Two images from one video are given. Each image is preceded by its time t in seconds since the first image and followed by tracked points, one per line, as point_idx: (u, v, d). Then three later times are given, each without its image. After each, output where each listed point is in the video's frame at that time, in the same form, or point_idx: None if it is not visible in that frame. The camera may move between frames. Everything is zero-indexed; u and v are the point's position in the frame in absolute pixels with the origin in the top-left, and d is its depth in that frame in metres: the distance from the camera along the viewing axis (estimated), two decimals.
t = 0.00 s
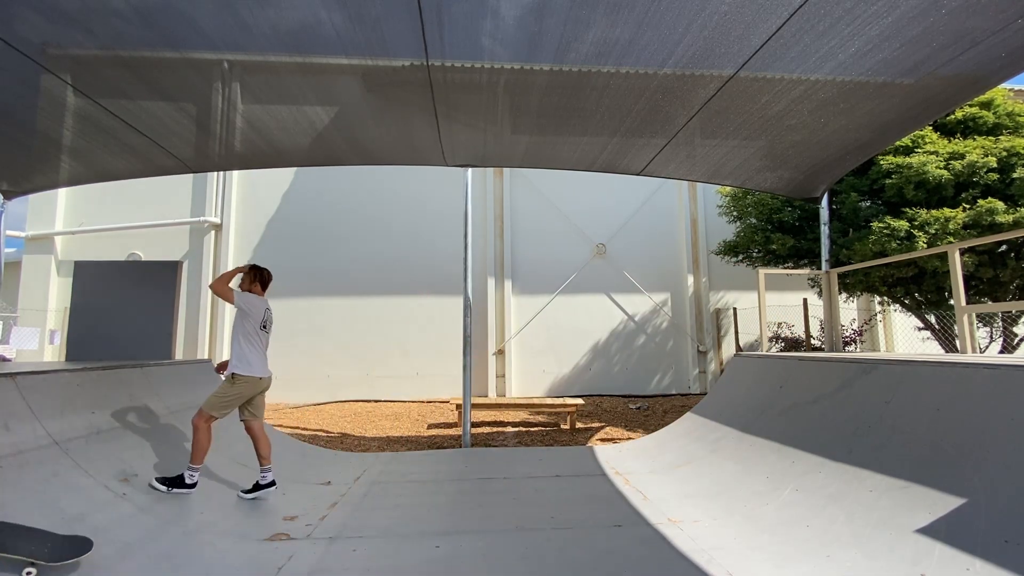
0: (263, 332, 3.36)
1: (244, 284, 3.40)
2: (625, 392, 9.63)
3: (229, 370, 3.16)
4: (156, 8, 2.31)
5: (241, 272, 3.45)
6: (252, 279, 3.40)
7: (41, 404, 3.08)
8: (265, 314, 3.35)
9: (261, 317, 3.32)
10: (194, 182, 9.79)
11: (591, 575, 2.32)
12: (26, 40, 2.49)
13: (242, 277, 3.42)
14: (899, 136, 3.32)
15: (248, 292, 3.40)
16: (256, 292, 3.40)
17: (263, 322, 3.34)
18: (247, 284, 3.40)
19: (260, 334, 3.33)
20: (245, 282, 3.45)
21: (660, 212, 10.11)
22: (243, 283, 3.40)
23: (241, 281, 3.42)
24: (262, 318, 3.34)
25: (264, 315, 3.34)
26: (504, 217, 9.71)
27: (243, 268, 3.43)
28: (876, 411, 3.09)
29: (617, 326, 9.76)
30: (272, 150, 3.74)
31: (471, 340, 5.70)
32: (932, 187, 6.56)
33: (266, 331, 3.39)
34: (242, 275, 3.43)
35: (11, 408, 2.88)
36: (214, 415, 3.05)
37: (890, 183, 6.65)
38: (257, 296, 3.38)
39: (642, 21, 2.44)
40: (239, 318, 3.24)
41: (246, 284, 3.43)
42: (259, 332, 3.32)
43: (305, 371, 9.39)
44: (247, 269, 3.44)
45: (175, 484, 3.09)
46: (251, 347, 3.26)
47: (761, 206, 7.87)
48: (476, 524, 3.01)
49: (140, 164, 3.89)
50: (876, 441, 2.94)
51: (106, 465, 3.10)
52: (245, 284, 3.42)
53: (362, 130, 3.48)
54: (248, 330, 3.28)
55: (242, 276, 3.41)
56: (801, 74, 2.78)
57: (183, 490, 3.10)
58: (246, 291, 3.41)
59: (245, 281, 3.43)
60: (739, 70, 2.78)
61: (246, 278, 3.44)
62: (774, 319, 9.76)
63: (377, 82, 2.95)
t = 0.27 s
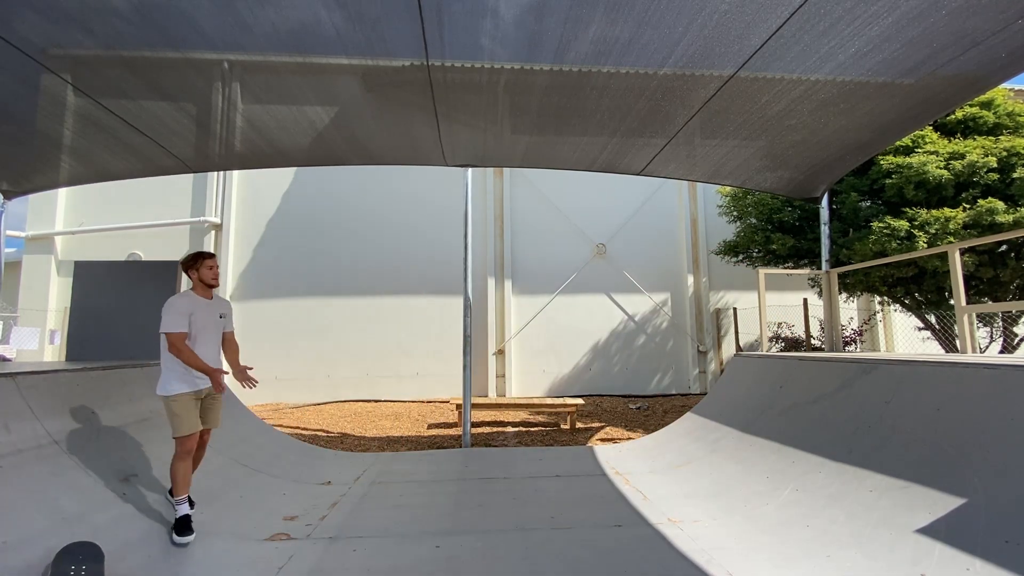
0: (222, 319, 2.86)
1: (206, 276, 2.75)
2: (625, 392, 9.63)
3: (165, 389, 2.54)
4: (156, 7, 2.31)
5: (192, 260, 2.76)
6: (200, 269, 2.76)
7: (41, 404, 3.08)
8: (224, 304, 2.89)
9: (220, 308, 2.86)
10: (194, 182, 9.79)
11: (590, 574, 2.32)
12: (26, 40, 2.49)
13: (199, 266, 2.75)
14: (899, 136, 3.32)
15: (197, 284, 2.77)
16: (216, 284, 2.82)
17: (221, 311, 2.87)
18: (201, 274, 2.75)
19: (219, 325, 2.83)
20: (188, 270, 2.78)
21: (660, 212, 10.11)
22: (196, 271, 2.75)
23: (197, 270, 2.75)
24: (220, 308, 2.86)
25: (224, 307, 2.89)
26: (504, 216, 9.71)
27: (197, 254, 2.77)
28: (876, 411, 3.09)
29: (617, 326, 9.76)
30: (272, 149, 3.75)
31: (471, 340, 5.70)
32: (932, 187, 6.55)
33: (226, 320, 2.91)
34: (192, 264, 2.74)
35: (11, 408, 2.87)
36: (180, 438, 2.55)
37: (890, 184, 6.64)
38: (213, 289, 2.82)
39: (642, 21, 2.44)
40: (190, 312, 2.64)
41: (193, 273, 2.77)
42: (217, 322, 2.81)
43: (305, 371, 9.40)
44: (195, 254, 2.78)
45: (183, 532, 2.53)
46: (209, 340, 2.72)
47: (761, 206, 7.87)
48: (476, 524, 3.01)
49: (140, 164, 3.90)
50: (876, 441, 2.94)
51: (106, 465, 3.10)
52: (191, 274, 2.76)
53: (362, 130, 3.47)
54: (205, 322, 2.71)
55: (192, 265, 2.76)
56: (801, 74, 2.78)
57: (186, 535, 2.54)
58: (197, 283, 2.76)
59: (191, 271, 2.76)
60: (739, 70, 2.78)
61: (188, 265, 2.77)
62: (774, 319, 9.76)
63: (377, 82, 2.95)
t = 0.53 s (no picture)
0: (235, 340, 2.57)
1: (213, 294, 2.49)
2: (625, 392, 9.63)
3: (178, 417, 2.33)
4: (155, 7, 2.30)
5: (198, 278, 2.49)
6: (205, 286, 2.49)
7: (41, 404, 3.08)
8: (235, 322, 2.59)
9: (232, 327, 2.57)
10: (194, 182, 9.79)
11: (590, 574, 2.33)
12: (26, 39, 2.49)
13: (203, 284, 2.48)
14: (899, 136, 3.32)
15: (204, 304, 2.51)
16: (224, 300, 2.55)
17: (235, 329, 2.59)
18: (205, 293, 2.48)
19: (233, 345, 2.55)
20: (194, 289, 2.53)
21: (660, 212, 10.11)
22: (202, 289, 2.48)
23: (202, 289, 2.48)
24: (233, 327, 2.58)
25: (237, 326, 2.61)
26: (504, 216, 9.71)
27: (204, 272, 2.49)
28: (876, 411, 3.09)
29: (617, 326, 9.76)
30: (272, 150, 3.75)
31: (471, 340, 5.70)
32: (932, 187, 6.55)
33: (242, 338, 2.62)
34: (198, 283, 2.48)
35: (10, 408, 2.87)
36: (204, 464, 2.34)
37: (890, 184, 6.64)
38: (222, 306, 2.56)
39: (642, 21, 2.44)
40: (198, 330, 2.41)
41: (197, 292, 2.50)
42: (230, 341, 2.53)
43: (305, 371, 9.39)
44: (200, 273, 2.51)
45: (219, 550, 2.37)
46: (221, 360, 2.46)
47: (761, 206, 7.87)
48: (476, 524, 3.01)
49: (140, 164, 3.89)
50: (876, 441, 2.94)
51: (106, 465, 3.10)
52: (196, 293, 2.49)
53: (362, 130, 3.47)
54: (214, 342, 2.45)
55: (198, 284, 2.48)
56: (801, 74, 2.78)
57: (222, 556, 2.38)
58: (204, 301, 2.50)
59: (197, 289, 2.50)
60: (739, 70, 2.78)
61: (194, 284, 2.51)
62: (774, 319, 9.76)
63: (377, 82, 2.95)
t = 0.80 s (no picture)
0: (248, 336, 2.41)
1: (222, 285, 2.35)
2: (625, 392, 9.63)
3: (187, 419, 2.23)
4: (155, 7, 2.30)
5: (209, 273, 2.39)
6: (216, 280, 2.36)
7: (41, 404, 3.07)
8: (249, 317, 2.44)
9: (244, 322, 2.42)
10: (193, 182, 9.79)
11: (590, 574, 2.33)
12: (26, 39, 2.48)
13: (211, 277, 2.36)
14: (899, 136, 3.32)
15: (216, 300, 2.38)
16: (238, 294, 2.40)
17: (248, 325, 2.43)
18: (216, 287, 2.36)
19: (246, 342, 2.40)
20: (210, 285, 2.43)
21: (660, 212, 10.11)
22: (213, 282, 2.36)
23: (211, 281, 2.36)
24: (246, 323, 2.42)
25: (251, 323, 2.44)
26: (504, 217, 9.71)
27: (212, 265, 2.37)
28: (876, 411, 3.09)
29: (617, 326, 9.76)
30: (272, 150, 3.75)
31: (471, 340, 5.70)
32: (932, 187, 6.55)
33: (258, 335, 2.45)
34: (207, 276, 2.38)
35: (10, 408, 2.87)
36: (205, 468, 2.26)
37: (890, 184, 6.64)
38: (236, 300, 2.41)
39: (642, 21, 2.44)
40: (207, 327, 2.28)
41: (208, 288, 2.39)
42: (242, 338, 2.38)
43: (305, 371, 9.39)
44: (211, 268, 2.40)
45: (217, 551, 2.36)
46: (233, 357, 2.33)
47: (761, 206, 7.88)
48: (475, 524, 3.01)
49: (140, 164, 3.89)
50: (877, 441, 2.94)
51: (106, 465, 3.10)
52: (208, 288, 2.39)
53: (362, 130, 3.47)
54: (225, 339, 2.31)
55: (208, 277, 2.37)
56: (801, 74, 2.78)
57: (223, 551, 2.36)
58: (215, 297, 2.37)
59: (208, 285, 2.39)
60: (739, 70, 2.78)
61: (208, 278, 2.41)
62: (774, 319, 9.76)
63: (377, 82, 2.95)
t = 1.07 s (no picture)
0: (268, 347, 2.27)
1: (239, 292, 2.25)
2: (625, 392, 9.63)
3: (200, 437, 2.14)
4: (155, 7, 2.30)
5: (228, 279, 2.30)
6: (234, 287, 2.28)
7: (41, 404, 3.08)
8: (270, 327, 2.30)
9: (264, 332, 2.28)
10: (193, 182, 9.79)
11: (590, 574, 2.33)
12: (26, 39, 2.48)
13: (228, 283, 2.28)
14: (899, 136, 3.32)
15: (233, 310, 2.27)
16: (258, 303, 2.29)
17: (269, 335, 2.29)
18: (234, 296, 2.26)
19: (264, 353, 2.26)
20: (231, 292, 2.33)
21: (660, 212, 10.11)
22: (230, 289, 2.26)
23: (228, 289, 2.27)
24: (266, 333, 2.28)
25: (270, 332, 2.30)
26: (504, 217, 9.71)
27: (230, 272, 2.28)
28: (875, 411, 3.09)
29: (617, 326, 9.76)
30: (272, 150, 3.75)
31: (471, 340, 5.70)
32: (932, 187, 6.55)
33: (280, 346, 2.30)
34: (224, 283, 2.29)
35: (10, 408, 2.87)
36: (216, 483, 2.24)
37: (890, 184, 6.64)
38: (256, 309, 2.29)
39: (642, 21, 2.44)
40: (220, 337, 2.17)
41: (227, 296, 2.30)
42: (258, 349, 2.24)
43: (305, 371, 9.39)
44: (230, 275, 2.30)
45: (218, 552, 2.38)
46: (248, 368, 2.20)
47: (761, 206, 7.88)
48: (475, 523, 3.01)
49: (140, 164, 3.89)
50: (876, 441, 2.94)
51: (106, 465, 3.10)
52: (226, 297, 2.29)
53: (362, 130, 3.47)
54: (239, 350, 2.19)
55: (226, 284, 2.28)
56: (801, 74, 2.78)
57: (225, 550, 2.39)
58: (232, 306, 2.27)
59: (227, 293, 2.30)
60: (739, 70, 2.78)
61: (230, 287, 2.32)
62: (774, 319, 9.76)
63: (377, 82, 2.95)
